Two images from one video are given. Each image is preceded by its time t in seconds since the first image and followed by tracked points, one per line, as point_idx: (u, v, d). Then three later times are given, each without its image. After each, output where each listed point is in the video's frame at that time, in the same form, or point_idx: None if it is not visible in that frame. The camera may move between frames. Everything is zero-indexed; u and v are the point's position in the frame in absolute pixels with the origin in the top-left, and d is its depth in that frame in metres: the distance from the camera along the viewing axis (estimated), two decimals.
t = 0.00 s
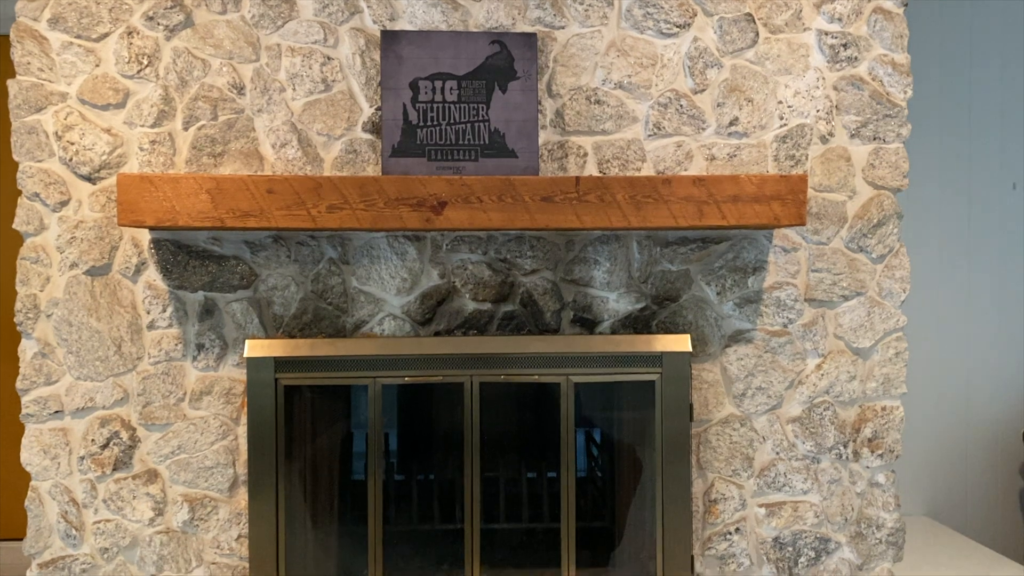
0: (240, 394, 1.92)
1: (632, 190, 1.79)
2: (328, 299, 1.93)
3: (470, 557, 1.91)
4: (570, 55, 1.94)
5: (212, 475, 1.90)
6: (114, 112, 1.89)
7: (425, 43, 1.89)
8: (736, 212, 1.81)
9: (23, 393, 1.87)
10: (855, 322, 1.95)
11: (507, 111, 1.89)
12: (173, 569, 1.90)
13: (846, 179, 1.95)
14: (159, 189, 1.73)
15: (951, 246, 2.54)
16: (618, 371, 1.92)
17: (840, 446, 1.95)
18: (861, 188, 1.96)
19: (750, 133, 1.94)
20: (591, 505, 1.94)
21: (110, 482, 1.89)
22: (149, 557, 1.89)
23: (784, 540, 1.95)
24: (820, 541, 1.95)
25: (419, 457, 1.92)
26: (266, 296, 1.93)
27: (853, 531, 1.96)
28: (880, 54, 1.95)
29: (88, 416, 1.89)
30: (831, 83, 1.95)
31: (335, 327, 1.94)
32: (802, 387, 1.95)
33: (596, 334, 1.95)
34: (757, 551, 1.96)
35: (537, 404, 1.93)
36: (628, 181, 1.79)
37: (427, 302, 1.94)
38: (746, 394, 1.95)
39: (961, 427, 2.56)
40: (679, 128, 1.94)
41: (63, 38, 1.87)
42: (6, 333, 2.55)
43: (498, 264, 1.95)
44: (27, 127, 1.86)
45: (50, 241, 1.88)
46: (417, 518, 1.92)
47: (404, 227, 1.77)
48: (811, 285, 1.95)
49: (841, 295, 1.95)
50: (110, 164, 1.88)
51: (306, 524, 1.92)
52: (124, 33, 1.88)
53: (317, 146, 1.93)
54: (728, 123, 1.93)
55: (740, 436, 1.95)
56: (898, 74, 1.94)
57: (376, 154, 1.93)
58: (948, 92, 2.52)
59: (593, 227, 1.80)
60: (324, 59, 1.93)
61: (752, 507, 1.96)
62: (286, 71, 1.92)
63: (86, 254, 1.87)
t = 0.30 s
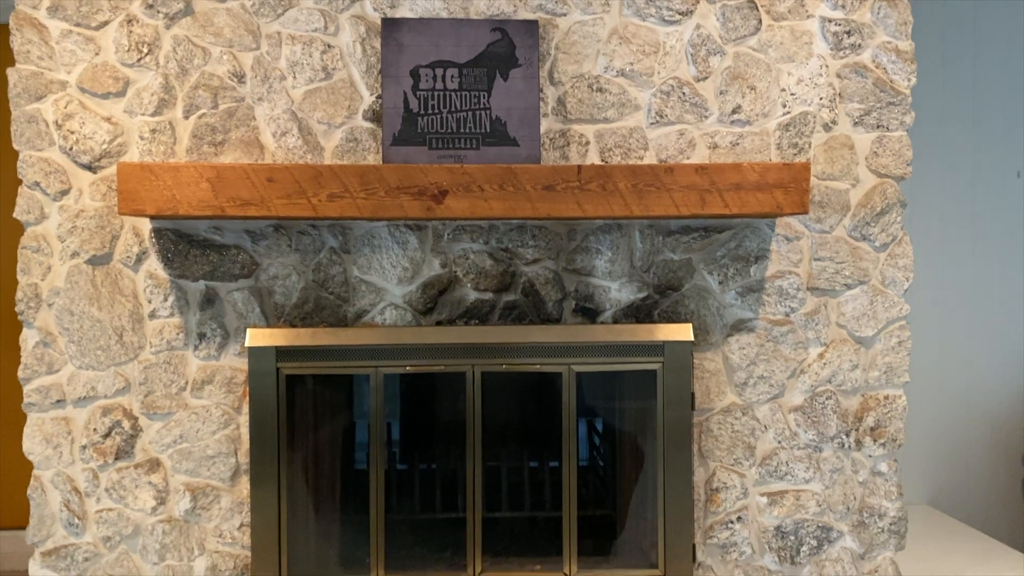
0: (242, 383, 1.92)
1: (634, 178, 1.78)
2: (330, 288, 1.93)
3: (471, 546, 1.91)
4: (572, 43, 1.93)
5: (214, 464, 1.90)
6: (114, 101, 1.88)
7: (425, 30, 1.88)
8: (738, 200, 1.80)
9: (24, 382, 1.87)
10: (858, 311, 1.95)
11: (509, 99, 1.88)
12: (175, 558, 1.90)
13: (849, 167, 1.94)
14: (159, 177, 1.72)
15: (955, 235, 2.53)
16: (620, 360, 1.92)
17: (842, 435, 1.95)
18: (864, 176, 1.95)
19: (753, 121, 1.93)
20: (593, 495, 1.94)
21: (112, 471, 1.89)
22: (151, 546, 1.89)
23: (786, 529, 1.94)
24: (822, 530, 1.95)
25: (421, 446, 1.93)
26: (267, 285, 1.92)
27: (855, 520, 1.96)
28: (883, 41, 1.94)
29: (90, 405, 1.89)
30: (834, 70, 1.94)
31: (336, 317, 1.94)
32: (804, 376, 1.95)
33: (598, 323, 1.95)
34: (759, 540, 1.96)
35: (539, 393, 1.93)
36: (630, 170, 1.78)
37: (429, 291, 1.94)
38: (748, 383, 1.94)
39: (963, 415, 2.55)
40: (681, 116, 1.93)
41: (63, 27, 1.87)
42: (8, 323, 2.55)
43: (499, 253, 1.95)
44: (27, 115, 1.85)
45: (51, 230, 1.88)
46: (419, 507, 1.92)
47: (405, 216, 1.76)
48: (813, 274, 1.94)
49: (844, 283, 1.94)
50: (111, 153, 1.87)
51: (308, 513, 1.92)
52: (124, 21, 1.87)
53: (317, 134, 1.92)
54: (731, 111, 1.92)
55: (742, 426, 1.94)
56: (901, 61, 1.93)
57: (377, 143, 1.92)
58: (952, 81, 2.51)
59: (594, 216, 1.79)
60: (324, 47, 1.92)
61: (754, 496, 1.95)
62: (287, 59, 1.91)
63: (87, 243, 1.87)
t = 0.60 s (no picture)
0: (248, 375, 1.93)
1: (639, 170, 1.78)
2: (335, 281, 1.93)
3: (477, 537, 1.92)
4: (577, 34, 1.93)
5: (220, 456, 1.91)
6: (120, 94, 1.88)
7: (430, 22, 1.88)
8: (743, 192, 1.80)
9: (32, 374, 1.88)
10: (863, 303, 1.95)
11: (513, 91, 1.88)
12: (183, 549, 1.91)
13: (855, 158, 1.93)
14: (165, 170, 1.73)
15: (960, 227, 2.53)
16: (624, 352, 1.92)
17: (847, 426, 1.95)
18: (869, 167, 1.94)
19: (758, 112, 1.93)
20: (598, 486, 1.95)
21: (119, 462, 1.90)
22: (159, 537, 1.90)
23: (791, 520, 1.95)
24: (826, 521, 1.96)
25: (427, 438, 1.93)
26: (273, 277, 1.93)
27: (859, 511, 1.97)
28: (889, 32, 1.93)
29: (97, 397, 1.90)
30: (840, 62, 1.93)
31: (342, 309, 1.94)
32: (809, 367, 1.95)
33: (603, 315, 1.95)
34: (764, 532, 1.96)
35: (544, 385, 1.93)
36: (635, 161, 1.78)
37: (434, 283, 1.94)
38: (753, 374, 1.94)
39: (968, 406, 2.55)
40: (686, 108, 1.92)
41: (68, 19, 1.87)
42: (14, 317, 2.56)
43: (504, 246, 1.95)
44: (32, 108, 1.86)
45: (57, 223, 1.88)
46: (425, 498, 1.93)
47: (410, 208, 1.76)
48: (818, 266, 1.94)
49: (849, 275, 1.94)
50: (117, 146, 1.88)
51: (315, 505, 1.93)
52: (129, 14, 1.87)
53: (322, 127, 1.93)
54: (736, 102, 1.92)
55: (747, 417, 1.95)
56: (907, 52, 1.93)
57: (382, 135, 1.92)
58: (956, 72, 2.50)
59: (599, 207, 1.79)
60: (329, 39, 1.92)
61: (759, 487, 1.96)
62: (291, 52, 1.91)
63: (94, 236, 1.87)
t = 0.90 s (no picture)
0: (252, 367, 1.93)
1: (644, 161, 1.78)
2: (339, 272, 1.93)
3: (481, 528, 1.92)
4: (581, 25, 1.92)
5: (225, 447, 1.92)
6: (123, 85, 1.88)
7: (434, 13, 1.87)
8: (749, 183, 1.79)
9: (37, 366, 1.88)
10: (868, 294, 1.94)
11: (517, 82, 1.87)
12: (188, 540, 1.92)
13: (860, 149, 1.93)
14: (168, 162, 1.72)
15: (965, 218, 2.52)
16: (628, 344, 1.92)
17: (852, 418, 1.95)
18: (875, 158, 1.93)
19: (763, 103, 1.92)
20: (602, 477, 1.95)
21: (124, 454, 1.91)
22: (164, 528, 1.91)
23: (795, 512, 1.95)
24: (830, 513, 1.96)
25: (431, 430, 1.93)
26: (277, 269, 1.93)
27: (864, 503, 1.97)
28: (895, 22, 1.92)
29: (102, 389, 1.91)
30: (845, 52, 1.92)
31: (346, 301, 1.94)
32: (814, 359, 1.95)
33: (607, 307, 1.95)
34: (768, 523, 1.96)
35: (548, 376, 1.93)
36: (639, 152, 1.77)
37: (438, 275, 1.94)
38: (758, 366, 1.94)
39: (973, 397, 2.55)
40: (691, 98, 1.92)
41: (71, 11, 1.86)
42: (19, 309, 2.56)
43: (508, 237, 1.95)
44: (36, 100, 1.86)
45: (61, 215, 1.88)
46: (429, 489, 1.93)
47: (414, 199, 1.76)
48: (823, 257, 1.94)
49: (854, 267, 1.94)
50: (120, 137, 1.88)
51: (319, 496, 1.93)
52: (131, 5, 1.86)
53: (326, 118, 1.92)
54: (741, 93, 1.91)
55: (752, 409, 1.94)
56: (914, 42, 1.92)
57: (386, 127, 1.92)
58: (962, 61, 2.49)
59: (603, 199, 1.79)
60: (332, 30, 1.91)
61: (763, 479, 1.96)
62: (294, 43, 1.91)
63: (97, 228, 1.87)
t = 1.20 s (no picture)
0: (254, 358, 1.92)
1: (648, 151, 1.76)
2: (341, 264, 1.92)
3: (483, 520, 1.92)
4: (584, 14, 1.90)
5: (227, 439, 1.91)
6: (123, 75, 1.86)
7: (436, 2, 1.85)
8: (754, 173, 1.78)
9: (39, 357, 1.88)
10: (873, 286, 1.93)
11: (520, 72, 1.86)
12: (190, 532, 1.91)
13: (866, 139, 1.91)
14: (170, 152, 1.71)
15: (972, 210, 2.50)
16: (632, 335, 1.91)
17: (857, 410, 1.94)
18: (881, 148, 1.92)
19: (769, 92, 1.90)
20: (605, 470, 1.94)
21: (126, 445, 1.90)
22: (166, 520, 1.91)
23: (800, 504, 1.94)
24: (835, 505, 1.95)
25: (433, 421, 1.92)
26: (279, 260, 1.92)
27: (868, 495, 1.96)
28: (902, 11, 1.90)
29: (104, 380, 1.90)
30: (851, 41, 1.91)
31: (348, 292, 1.93)
32: (818, 351, 1.94)
33: (610, 298, 1.94)
34: (772, 515, 1.96)
35: (551, 368, 1.92)
36: (643, 142, 1.76)
37: (440, 266, 1.93)
38: (762, 357, 1.93)
39: (978, 389, 2.54)
40: (696, 88, 1.90)
41: None
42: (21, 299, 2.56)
43: (511, 228, 1.93)
44: (36, 90, 1.85)
45: (62, 205, 1.87)
46: (432, 481, 1.93)
47: (417, 190, 1.75)
48: (829, 248, 1.92)
49: (860, 258, 1.92)
50: (121, 127, 1.86)
51: (322, 487, 1.93)
52: None
53: (328, 108, 1.91)
54: (746, 83, 1.90)
55: (756, 401, 1.93)
56: (921, 31, 1.90)
57: (388, 117, 1.91)
58: (969, 52, 2.47)
59: (607, 189, 1.77)
60: (334, 19, 1.89)
61: (767, 471, 1.95)
62: (296, 32, 1.89)
63: (99, 219, 1.86)
